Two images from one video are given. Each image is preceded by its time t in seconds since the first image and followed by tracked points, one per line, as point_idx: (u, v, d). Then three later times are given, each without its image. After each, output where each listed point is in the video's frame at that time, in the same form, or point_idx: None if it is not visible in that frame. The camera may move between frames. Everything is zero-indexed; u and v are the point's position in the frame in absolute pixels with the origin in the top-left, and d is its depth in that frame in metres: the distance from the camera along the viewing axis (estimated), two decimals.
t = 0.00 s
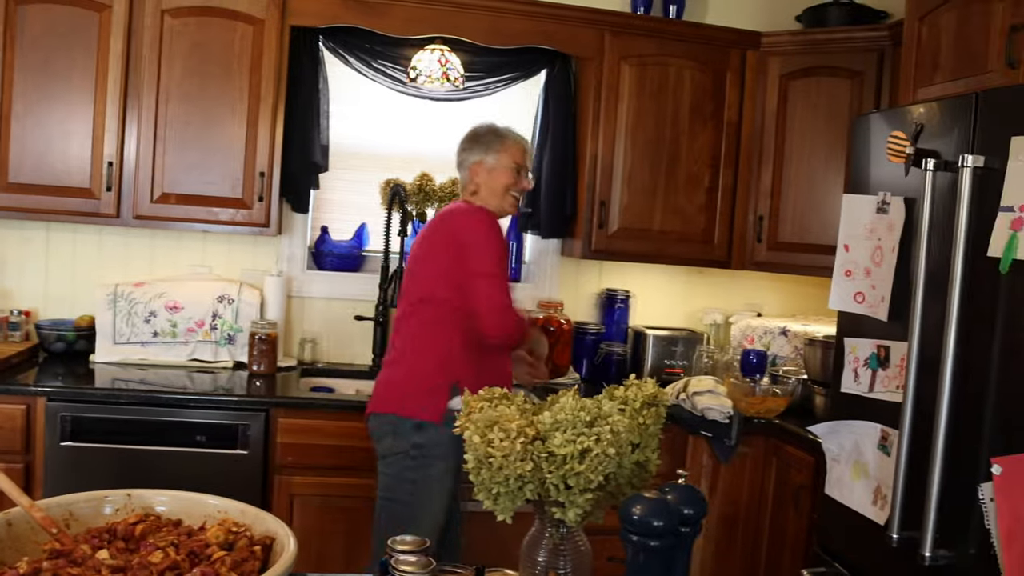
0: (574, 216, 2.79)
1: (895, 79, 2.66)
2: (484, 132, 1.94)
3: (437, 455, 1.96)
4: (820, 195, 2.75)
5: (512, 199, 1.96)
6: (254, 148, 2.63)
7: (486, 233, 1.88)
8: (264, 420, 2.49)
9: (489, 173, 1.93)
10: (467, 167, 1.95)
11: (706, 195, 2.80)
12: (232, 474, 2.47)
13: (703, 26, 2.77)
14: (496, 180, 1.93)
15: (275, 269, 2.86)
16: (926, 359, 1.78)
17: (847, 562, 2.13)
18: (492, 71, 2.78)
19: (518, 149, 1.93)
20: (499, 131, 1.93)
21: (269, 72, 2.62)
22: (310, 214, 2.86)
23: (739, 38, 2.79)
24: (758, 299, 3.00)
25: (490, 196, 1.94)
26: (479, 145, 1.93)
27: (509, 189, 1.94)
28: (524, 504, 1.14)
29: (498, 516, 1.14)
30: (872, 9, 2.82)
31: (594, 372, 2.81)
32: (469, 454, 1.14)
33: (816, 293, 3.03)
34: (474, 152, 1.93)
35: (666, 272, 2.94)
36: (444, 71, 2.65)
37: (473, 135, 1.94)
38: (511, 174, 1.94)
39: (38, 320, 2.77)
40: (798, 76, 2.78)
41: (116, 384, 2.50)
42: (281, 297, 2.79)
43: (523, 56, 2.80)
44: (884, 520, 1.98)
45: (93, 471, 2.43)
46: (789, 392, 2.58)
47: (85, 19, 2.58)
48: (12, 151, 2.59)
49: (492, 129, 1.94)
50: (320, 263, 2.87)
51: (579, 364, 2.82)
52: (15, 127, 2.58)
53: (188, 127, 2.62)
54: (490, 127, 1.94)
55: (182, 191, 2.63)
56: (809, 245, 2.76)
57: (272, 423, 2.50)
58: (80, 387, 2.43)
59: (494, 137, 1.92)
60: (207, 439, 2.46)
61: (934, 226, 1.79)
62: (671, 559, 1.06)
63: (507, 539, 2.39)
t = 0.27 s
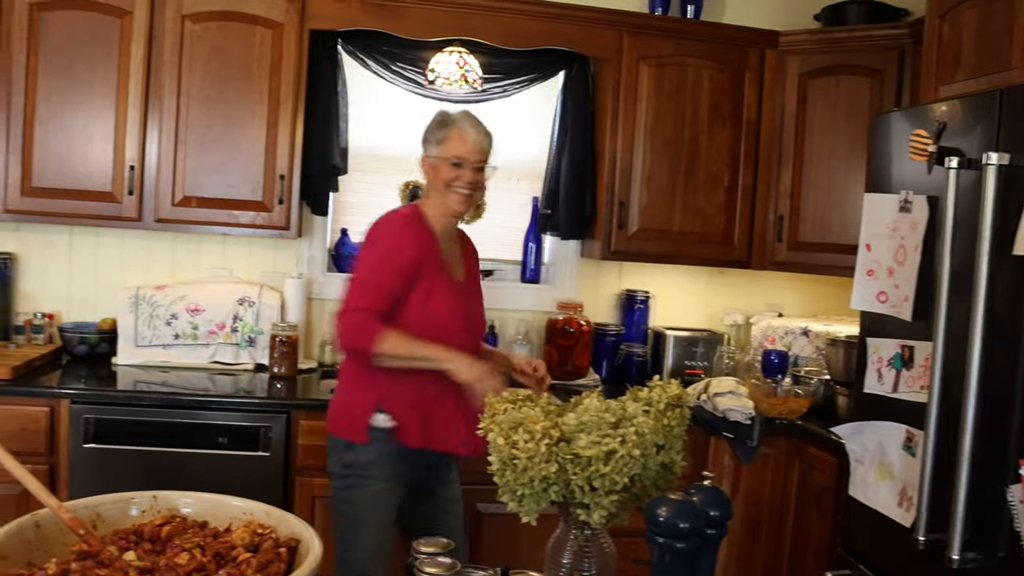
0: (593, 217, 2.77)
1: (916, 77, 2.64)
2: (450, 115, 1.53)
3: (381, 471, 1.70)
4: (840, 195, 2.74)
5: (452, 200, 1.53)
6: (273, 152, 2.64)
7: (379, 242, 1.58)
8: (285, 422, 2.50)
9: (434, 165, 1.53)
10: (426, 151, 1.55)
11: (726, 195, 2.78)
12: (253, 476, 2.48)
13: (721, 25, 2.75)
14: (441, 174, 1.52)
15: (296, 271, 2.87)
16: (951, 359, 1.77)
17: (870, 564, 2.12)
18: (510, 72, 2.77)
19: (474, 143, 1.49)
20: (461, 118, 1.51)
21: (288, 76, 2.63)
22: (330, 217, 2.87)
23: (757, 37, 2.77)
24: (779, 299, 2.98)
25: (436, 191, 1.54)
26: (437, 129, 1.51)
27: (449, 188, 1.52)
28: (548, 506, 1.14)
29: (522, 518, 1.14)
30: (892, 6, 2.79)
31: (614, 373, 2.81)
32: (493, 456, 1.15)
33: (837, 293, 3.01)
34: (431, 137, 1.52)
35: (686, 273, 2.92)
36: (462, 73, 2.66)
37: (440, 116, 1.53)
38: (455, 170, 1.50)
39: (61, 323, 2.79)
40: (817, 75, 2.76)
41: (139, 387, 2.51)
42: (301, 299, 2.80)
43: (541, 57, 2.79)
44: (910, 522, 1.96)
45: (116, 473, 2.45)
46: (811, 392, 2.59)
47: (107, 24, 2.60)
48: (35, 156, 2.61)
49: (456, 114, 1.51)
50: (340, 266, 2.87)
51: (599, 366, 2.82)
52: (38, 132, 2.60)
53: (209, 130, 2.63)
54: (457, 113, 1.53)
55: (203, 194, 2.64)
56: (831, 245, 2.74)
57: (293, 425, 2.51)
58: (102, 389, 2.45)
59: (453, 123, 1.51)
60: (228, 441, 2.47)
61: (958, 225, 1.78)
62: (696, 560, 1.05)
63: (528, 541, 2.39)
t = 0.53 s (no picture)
0: (641, 217, 2.75)
1: (971, 71, 2.57)
2: (415, 104, 1.71)
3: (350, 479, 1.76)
4: (892, 193, 2.68)
5: (419, 192, 1.70)
6: (321, 156, 2.66)
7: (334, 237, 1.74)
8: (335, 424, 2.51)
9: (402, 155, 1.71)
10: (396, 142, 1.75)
11: (774, 194, 2.74)
12: (303, 477, 2.50)
13: (768, 22, 2.70)
14: (406, 165, 1.70)
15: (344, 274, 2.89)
16: (1014, 361, 1.72)
17: (928, 568, 2.08)
18: (555, 73, 2.77)
19: (433, 133, 1.66)
20: (423, 107, 1.68)
21: (335, 81, 2.65)
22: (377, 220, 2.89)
23: (805, 33, 2.71)
24: (830, 299, 2.94)
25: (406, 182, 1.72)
26: (401, 118, 1.71)
27: (414, 179, 1.70)
28: (606, 509, 1.12)
29: (579, 521, 1.12)
30: None
31: (663, 374, 2.78)
32: (550, 458, 1.13)
33: (889, 292, 2.96)
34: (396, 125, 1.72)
35: (736, 273, 2.89)
36: (508, 75, 2.71)
37: (402, 106, 1.72)
38: (418, 161, 1.68)
39: (115, 327, 2.84)
40: (867, 70, 2.70)
41: (191, 390, 2.54)
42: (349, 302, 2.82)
43: (585, 58, 2.77)
44: (972, 526, 1.91)
45: (169, 475, 2.48)
46: (865, 393, 2.53)
47: (158, 32, 2.63)
48: (89, 163, 2.65)
49: (418, 102, 1.70)
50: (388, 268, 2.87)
51: (648, 367, 2.80)
52: (92, 139, 2.65)
53: (257, 135, 2.64)
54: (423, 100, 1.71)
55: (252, 199, 2.66)
56: (883, 244, 2.68)
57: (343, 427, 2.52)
58: (156, 392, 2.48)
59: (412, 112, 1.69)
60: (279, 442, 2.49)
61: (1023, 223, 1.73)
62: (757, 564, 1.03)
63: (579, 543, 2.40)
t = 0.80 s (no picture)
0: (699, 216, 2.73)
1: None
2: (429, 97, 1.65)
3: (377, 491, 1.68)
4: (958, 193, 2.60)
5: (432, 191, 1.65)
6: (378, 158, 2.66)
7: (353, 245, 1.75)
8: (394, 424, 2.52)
9: (416, 151, 1.66)
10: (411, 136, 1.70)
11: (834, 191, 2.70)
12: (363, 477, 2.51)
13: (828, 16, 2.65)
14: (419, 162, 1.65)
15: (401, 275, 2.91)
16: None
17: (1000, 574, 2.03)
18: (611, 72, 2.75)
19: (446, 130, 1.60)
20: (437, 102, 1.62)
21: (391, 83, 2.65)
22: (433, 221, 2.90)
23: (865, 28, 2.66)
24: (892, 298, 2.89)
25: (420, 181, 1.67)
26: (415, 112, 1.65)
27: (428, 178, 1.65)
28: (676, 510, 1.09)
29: (649, 522, 1.09)
30: None
31: (722, 374, 2.76)
32: (619, 459, 1.10)
33: (954, 290, 2.90)
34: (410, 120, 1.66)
35: (796, 272, 2.86)
36: (563, 74, 2.70)
37: (416, 98, 1.66)
38: (430, 159, 1.63)
39: (176, 328, 2.88)
40: (932, 63, 2.63)
41: (251, 390, 2.57)
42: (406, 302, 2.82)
43: (641, 57, 2.76)
44: None
45: (230, 475, 2.51)
46: (931, 394, 2.46)
47: (217, 37, 2.66)
48: (150, 168, 2.69)
49: (432, 95, 1.63)
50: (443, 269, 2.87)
51: (706, 366, 2.79)
52: (153, 143, 2.68)
53: (314, 137, 2.66)
54: (437, 92, 1.64)
55: (310, 201, 2.68)
56: (949, 242, 2.62)
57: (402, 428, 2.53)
58: (218, 392, 2.51)
59: (425, 107, 1.63)
60: (338, 442, 2.51)
61: None
62: (833, 567, 1.00)
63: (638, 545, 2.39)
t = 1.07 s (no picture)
0: (745, 215, 2.71)
1: None
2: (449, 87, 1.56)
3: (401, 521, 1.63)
4: (1010, 186, 2.58)
5: (460, 184, 1.50)
6: (423, 158, 2.66)
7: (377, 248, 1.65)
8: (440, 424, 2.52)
9: (437, 144, 1.53)
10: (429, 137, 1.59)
11: (884, 189, 2.65)
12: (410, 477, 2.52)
13: (877, 11, 2.61)
14: (443, 154, 1.51)
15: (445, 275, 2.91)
16: None
17: None
18: (655, 70, 2.73)
19: (472, 113, 1.50)
20: (459, 87, 1.52)
21: (436, 83, 2.65)
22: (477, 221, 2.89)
23: (916, 22, 2.62)
24: (943, 297, 2.84)
25: (444, 176, 1.52)
26: (432, 102, 1.54)
27: (455, 169, 1.50)
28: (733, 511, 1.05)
29: (705, 523, 1.05)
30: None
31: (768, 373, 2.74)
32: (674, 459, 1.07)
33: (1007, 289, 2.84)
34: (427, 112, 1.56)
35: (844, 271, 2.83)
36: (608, 73, 2.69)
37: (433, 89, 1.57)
38: (458, 145, 1.50)
39: (223, 328, 2.91)
40: (984, 57, 2.58)
41: (297, 390, 2.58)
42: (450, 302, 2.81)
43: (686, 55, 2.73)
44: None
45: (277, 474, 2.52)
46: (983, 394, 2.42)
47: (263, 39, 2.67)
48: (197, 169, 2.70)
49: (452, 83, 1.54)
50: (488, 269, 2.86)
51: (752, 366, 2.76)
52: (200, 144, 2.69)
53: (360, 138, 2.67)
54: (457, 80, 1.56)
55: (355, 202, 2.69)
56: (1003, 239, 2.58)
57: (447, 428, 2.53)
58: (265, 392, 2.53)
59: (446, 93, 1.52)
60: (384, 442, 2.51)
61: None
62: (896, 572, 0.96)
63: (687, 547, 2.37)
